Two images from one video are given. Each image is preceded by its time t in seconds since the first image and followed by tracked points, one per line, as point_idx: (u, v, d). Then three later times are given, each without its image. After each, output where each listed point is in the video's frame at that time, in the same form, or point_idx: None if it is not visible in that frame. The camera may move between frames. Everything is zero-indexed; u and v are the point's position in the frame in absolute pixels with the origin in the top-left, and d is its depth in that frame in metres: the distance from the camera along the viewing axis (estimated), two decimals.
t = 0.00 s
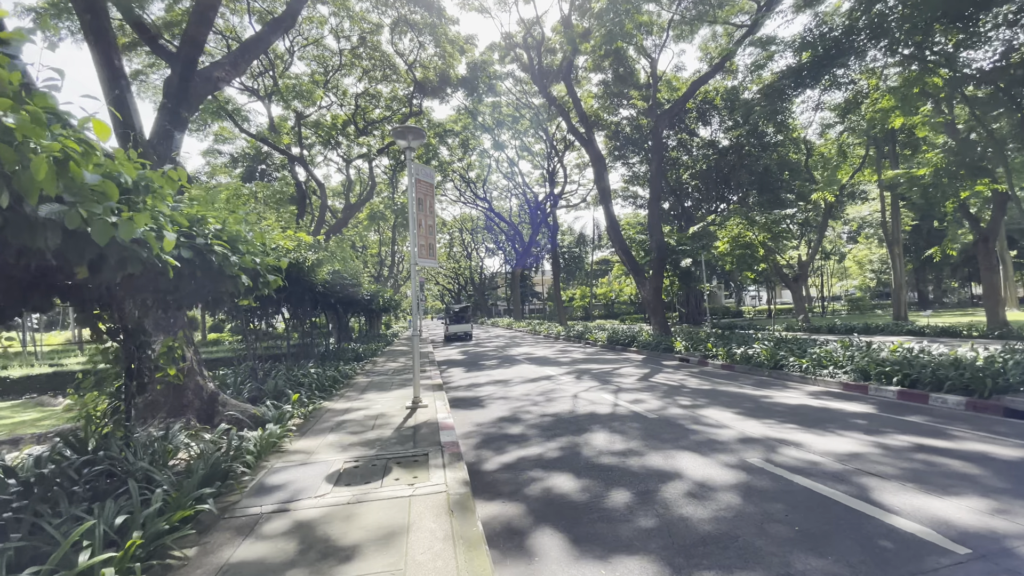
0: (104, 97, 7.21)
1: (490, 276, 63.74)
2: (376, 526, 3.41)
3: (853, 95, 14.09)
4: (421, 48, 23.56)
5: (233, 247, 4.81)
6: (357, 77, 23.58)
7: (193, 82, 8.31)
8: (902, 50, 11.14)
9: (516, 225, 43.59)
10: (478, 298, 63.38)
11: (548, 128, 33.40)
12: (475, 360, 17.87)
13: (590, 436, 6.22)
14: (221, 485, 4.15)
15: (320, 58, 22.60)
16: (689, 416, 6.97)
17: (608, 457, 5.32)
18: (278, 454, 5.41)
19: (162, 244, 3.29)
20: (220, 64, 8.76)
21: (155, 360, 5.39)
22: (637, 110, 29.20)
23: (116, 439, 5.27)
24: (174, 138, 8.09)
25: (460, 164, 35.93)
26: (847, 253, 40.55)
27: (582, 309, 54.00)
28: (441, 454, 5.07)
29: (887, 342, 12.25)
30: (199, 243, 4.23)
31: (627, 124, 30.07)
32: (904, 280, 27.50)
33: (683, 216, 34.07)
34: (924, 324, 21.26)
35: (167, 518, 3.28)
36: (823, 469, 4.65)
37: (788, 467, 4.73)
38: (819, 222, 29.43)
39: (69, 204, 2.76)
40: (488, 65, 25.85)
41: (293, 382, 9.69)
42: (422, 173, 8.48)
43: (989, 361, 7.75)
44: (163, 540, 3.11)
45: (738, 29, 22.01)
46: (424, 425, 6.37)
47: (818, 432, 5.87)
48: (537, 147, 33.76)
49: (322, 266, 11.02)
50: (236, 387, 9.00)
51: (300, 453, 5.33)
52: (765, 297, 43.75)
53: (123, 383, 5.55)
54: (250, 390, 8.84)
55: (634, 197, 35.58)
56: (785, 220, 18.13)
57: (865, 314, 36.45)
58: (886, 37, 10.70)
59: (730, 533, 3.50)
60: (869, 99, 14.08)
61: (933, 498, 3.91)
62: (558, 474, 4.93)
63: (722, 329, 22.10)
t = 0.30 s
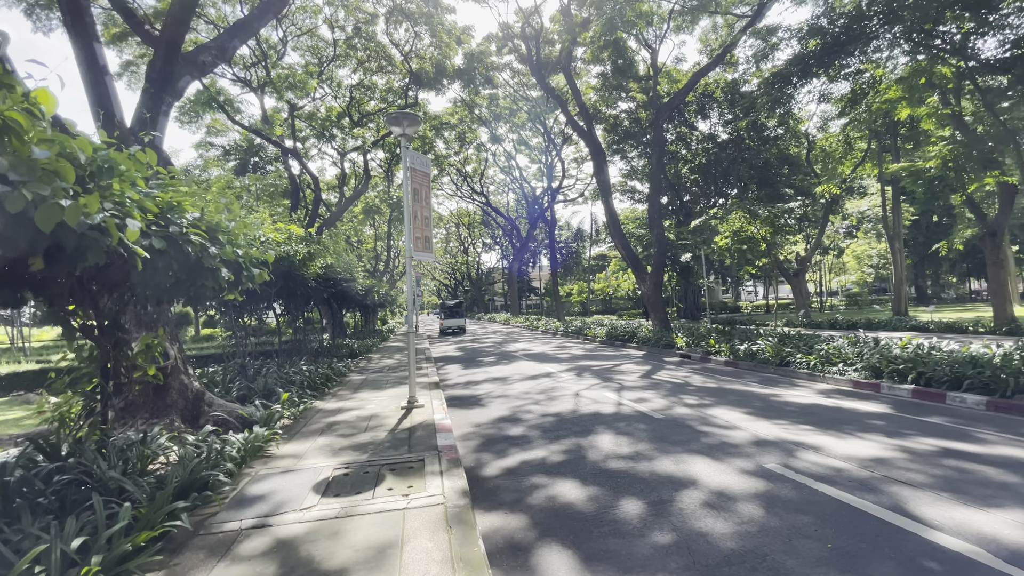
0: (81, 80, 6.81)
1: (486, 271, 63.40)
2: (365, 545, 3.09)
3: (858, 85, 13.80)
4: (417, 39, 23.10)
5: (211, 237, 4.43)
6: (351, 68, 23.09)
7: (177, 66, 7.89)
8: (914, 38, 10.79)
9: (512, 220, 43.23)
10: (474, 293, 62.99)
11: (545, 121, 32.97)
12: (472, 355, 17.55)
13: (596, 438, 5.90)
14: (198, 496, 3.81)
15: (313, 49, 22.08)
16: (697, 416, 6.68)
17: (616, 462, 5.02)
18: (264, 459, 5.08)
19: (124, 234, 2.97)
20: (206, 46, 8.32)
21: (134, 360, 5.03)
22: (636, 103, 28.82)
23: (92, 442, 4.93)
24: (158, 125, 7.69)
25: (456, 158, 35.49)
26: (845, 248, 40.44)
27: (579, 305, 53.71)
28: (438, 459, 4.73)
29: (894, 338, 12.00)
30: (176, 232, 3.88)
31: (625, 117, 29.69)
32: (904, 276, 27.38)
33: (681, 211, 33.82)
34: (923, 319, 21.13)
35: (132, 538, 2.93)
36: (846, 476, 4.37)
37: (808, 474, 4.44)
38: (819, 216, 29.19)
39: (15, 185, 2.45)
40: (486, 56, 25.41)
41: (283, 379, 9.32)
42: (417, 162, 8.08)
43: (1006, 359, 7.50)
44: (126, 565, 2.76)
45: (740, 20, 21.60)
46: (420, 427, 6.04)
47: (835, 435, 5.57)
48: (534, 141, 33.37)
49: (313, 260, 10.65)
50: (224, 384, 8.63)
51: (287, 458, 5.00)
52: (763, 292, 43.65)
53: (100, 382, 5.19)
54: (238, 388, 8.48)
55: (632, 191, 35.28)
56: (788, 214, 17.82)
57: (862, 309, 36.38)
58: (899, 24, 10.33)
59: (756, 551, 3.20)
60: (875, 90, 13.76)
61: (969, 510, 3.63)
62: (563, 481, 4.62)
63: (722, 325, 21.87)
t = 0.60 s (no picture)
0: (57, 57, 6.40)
1: (487, 268, 63.03)
2: (352, 569, 2.71)
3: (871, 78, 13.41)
4: (418, 31, 22.68)
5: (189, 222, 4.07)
6: (351, 61, 22.67)
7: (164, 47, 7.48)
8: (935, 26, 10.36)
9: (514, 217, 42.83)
10: (475, 290, 62.63)
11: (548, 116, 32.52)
12: (472, 353, 17.18)
13: (605, 443, 5.54)
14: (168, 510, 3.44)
15: (313, 41, 21.64)
16: (711, 419, 6.32)
17: (629, 470, 4.66)
18: (248, 465, 4.71)
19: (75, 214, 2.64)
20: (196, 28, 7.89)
21: (108, 356, 4.68)
22: (640, 98, 28.37)
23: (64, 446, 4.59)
24: (141, 108, 7.31)
25: (457, 154, 35.06)
26: (850, 247, 40.03)
27: (581, 303, 53.38)
28: (436, 467, 4.36)
29: (907, 338, 11.63)
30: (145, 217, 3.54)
31: (629, 113, 29.24)
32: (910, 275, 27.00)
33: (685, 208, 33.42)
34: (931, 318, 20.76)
35: (86, 562, 2.56)
36: (882, 488, 4.00)
37: (840, 486, 4.07)
38: (825, 214, 28.79)
39: None
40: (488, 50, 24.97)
41: (276, 377, 8.97)
42: (416, 149, 7.68)
43: None
44: None
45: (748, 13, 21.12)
46: (418, 430, 5.68)
47: (861, 439, 5.22)
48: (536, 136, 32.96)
49: (309, 254, 10.27)
50: (214, 382, 8.28)
51: (274, 464, 4.64)
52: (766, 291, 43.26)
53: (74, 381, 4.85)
54: (228, 387, 8.12)
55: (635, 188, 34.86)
56: (796, 210, 17.43)
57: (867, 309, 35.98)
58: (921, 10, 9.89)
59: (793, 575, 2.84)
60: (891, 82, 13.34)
61: None
62: (572, 490, 4.26)
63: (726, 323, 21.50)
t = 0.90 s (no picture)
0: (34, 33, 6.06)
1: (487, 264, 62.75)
2: None
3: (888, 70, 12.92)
4: (419, 21, 22.21)
5: (164, 205, 3.74)
6: (351, 52, 22.24)
7: (153, 28, 7.13)
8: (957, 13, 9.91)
9: (514, 212, 42.48)
10: (475, 286, 62.28)
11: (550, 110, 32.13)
12: (472, 350, 16.88)
13: (616, 448, 5.22)
14: (137, 528, 3.20)
15: (312, 31, 21.09)
16: (726, 423, 6.00)
17: (644, 480, 4.34)
18: (234, 473, 4.41)
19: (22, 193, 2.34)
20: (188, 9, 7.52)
21: (85, 355, 4.42)
22: (644, 92, 27.90)
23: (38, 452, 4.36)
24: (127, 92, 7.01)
25: (458, 148, 34.67)
26: (854, 245, 39.65)
27: (582, 299, 53.05)
28: (437, 476, 4.04)
29: (921, 338, 11.27)
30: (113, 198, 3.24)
31: (633, 107, 28.82)
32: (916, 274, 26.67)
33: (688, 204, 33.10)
34: (939, 318, 20.40)
35: None
36: (920, 503, 3.69)
37: (873, 500, 3.76)
38: (831, 212, 28.42)
39: None
40: (491, 41, 24.54)
41: (271, 374, 8.64)
42: (416, 137, 7.31)
43: None
44: None
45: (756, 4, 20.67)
46: (417, 433, 5.37)
47: (888, 447, 4.91)
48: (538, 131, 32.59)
49: (304, 247, 9.92)
50: (205, 380, 7.98)
51: (262, 472, 4.34)
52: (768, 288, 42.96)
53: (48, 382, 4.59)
54: (219, 385, 7.81)
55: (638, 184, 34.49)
56: (805, 206, 17.05)
57: (870, 307, 35.67)
58: None
59: None
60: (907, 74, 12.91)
61: None
62: (583, 502, 3.95)
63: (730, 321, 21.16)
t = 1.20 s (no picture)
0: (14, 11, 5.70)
1: (487, 263, 62.41)
2: None
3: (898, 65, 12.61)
4: (419, 17, 21.90)
5: (143, 192, 3.38)
6: (350, 48, 21.92)
7: (143, 10, 6.73)
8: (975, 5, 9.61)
9: (514, 212, 42.12)
10: (474, 286, 61.92)
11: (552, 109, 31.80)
12: (472, 351, 16.53)
13: (628, 456, 4.89)
14: (103, 548, 2.83)
15: (311, 27, 20.80)
16: (742, 431, 5.69)
17: (661, 493, 4.01)
18: (217, 484, 4.04)
19: None
20: None
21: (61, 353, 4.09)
22: (646, 91, 27.60)
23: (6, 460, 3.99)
24: (114, 78, 6.61)
25: (458, 147, 34.35)
26: (856, 247, 39.39)
27: (581, 300, 52.68)
28: (437, 489, 3.70)
29: (935, 340, 10.96)
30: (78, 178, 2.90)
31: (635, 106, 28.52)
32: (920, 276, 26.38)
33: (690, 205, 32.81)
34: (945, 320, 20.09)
35: None
36: (969, 523, 3.36)
37: (917, 518, 3.43)
38: (835, 213, 28.13)
39: None
40: (492, 37, 24.22)
41: (263, 375, 8.28)
42: (416, 128, 6.95)
43: None
44: None
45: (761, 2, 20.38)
46: (415, 439, 5.04)
47: (922, 459, 4.58)
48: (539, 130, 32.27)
49: (300, 243, 9.57)
50: (194, 382, 7.64)
51: (247, 483, 3.99)
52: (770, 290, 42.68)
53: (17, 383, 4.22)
54: (209, 386, 7.48)
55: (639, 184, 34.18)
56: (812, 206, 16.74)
57: (873, 309, 35.38)
58: None
59: None
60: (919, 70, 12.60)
61: None
62: (598, 519, 3.60)
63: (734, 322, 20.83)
